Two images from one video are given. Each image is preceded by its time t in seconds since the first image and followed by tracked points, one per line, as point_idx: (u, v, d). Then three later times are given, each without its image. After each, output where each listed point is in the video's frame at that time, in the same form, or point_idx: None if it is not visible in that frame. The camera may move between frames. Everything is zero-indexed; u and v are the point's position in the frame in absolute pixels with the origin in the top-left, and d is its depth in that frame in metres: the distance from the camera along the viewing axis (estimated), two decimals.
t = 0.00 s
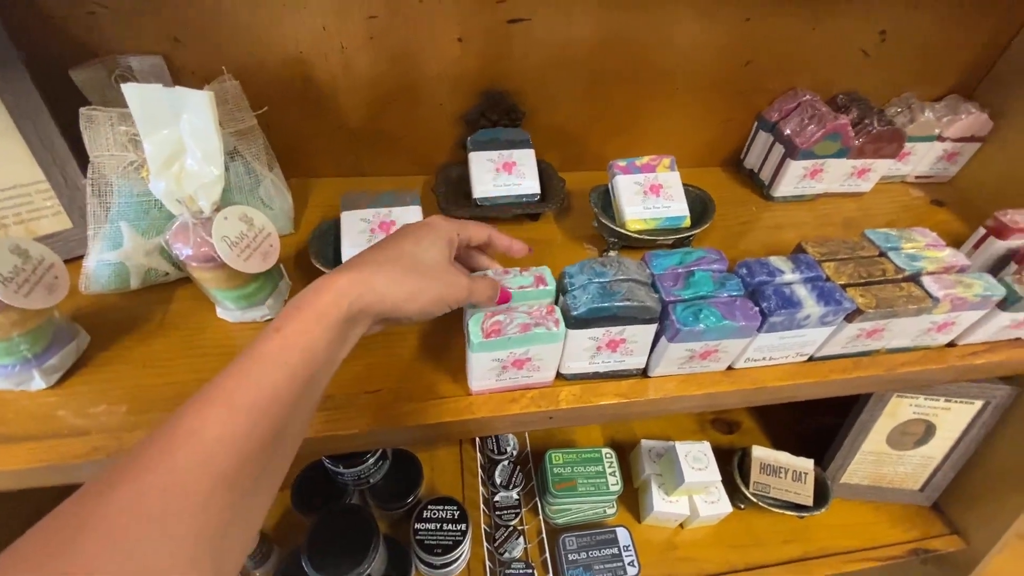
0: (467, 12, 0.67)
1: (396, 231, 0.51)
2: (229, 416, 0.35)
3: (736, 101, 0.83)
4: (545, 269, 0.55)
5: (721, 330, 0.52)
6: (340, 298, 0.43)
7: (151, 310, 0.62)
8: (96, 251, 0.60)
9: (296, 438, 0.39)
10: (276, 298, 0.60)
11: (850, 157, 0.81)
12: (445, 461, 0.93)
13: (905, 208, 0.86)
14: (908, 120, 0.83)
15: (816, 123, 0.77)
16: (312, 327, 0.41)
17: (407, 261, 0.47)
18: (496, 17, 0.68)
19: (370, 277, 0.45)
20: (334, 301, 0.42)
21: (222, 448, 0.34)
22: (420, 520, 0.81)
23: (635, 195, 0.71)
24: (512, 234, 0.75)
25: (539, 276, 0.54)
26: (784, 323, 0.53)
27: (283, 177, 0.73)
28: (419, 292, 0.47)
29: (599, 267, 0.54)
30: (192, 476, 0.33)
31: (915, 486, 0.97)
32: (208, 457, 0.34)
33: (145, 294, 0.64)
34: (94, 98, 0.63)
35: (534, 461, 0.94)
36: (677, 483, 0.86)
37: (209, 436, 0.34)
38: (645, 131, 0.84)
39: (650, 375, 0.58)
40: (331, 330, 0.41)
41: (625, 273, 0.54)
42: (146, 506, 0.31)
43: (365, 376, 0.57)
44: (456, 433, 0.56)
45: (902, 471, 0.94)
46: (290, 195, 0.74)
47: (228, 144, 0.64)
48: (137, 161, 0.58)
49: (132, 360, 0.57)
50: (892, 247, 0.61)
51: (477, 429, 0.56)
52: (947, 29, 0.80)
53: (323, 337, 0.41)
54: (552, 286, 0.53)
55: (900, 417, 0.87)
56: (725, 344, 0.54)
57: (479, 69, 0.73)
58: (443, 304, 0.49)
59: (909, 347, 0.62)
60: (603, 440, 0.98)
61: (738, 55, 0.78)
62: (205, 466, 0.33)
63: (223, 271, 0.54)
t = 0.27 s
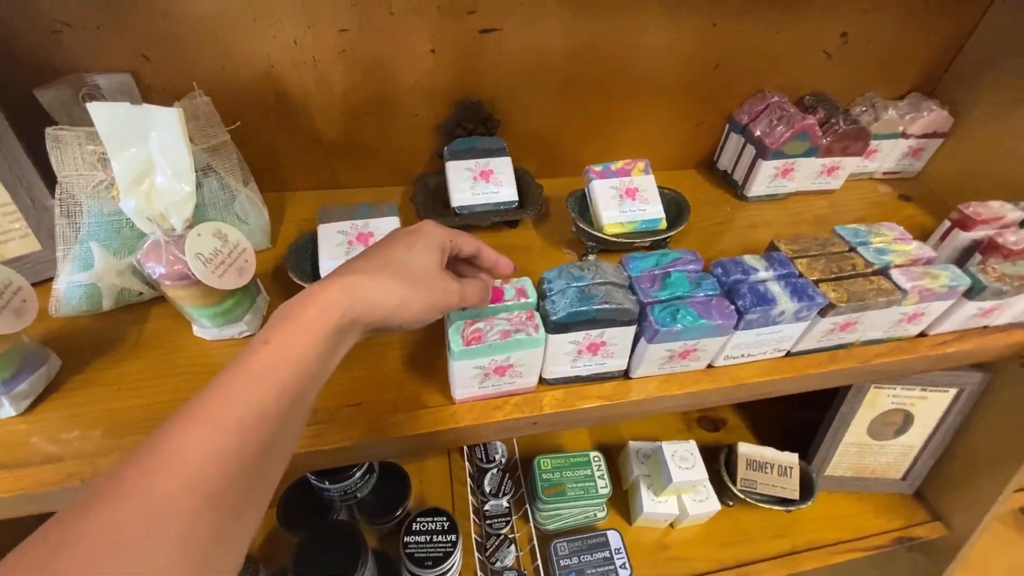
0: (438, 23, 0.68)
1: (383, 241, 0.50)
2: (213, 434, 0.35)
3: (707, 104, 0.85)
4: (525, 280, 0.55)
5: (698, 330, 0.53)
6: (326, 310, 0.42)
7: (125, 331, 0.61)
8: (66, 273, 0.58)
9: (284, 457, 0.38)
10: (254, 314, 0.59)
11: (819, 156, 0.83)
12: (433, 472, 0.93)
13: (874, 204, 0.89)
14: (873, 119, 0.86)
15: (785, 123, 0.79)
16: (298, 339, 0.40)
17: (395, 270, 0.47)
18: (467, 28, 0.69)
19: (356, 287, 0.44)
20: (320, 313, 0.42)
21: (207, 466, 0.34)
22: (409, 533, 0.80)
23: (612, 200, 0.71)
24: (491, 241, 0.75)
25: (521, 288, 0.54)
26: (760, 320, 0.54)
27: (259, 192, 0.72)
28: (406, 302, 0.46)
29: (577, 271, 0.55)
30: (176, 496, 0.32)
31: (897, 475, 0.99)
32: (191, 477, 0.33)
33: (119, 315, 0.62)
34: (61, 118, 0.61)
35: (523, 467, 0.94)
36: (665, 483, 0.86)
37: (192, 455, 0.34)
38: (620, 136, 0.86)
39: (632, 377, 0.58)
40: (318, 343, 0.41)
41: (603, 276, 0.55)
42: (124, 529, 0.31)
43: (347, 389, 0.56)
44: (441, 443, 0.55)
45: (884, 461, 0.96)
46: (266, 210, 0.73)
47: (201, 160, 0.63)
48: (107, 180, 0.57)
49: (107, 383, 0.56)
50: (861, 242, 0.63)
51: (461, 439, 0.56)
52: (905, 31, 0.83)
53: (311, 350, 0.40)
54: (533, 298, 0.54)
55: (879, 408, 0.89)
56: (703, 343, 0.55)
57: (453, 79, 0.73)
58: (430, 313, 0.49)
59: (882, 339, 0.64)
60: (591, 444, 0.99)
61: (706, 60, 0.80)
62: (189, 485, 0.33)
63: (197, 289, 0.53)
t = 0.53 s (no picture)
0: (397, 44, 0.68)
1: (344, 252, 0.48)
2: (164, 480, 0.33)
3: (669, 115, 0.87)
4: (494, 299, 0.55)
5: (667, 340, 0.53)
6: (292, 332, 0.41)
7: (82, 370, 0.59)
8: (14, 314, 0.55)
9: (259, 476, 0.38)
10: (215, 346, 0.57)
11: (779, 162, 0.85)
12: (415, 495, 0.91)
13: (835, 205, 0.91)
14: (827, 124, 0.88)
15: (744, 131, 0.81)
16: (255, 374, 0.39)
17: (364, 285, 0.45)
18: (428, 48, 0.69)
19: (315, 312, 0.42)
20: (286, 336, 0.41)
21: (159, 514, 0.33)
22: (390, 561, 0.78)
23: (578, 213, 0.72)
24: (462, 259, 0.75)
25: (489, 307, 0.54)
26: (726, 328, 0.55)
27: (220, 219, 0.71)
28: (377, 318, 0.45)
29: (544, 288, 0.55)
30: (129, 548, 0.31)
31: (873, 469, 1.00)
32: (163, 511, 0.33)
33: (75, 354, 0.60)
34: (6, 153, 0.60)
35: (506, 485, 0.93)
36: (647, 492, 0.86)
37: (144, 503, 0.33)
38: (585, 149, 0.86)
39: (605, 391, 0.58)
40: (286, 367, 0.40)
41: (571, 291, 0.54)
42: (92, 574, 0.30)
43: (317, 419, 0.55)
44: (415, 470, 0.54)
45: (859, 456, 0.98)
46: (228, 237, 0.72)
47: (157, 189, 0.61)
48: (56, 216, 0.55)
49: (61, 426, 0.54)
50: (821, 245, 0.64)
51: (436, 464, 0.54)
52: (853, 38, 0.86)
53: (279, 374, 0.39)
54: (502, 316, 0.53)
55: (851, 404, 0.91)
56: (672, 352, 0.55)
57: (416, 99, 0.73)
58: (403, 326, 0.48)
59: (847, 339, 0.65)
60: (573, 457, 0.98)
61: (665, 72, 0.81)
62: (144, 536, 0.32)
63: (154, 324, 0.51)
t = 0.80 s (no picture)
0: (321, 76, 0.67)
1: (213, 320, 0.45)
2: None
3: (606, 133, 0.88)
4: (424, 332, 0.54)
5: (597, 362, 0.53)
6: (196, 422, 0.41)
7: None
8: None
9: (245, 527, 0.42)
10: (135, 396, 0.55)
11: (714, 174, 0.87)
12: (373, 529, 0.89)
13: (773, 214, 0.93)
14: (759, 135, 0.91)
15: (678, 147, 0.83)
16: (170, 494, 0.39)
17: (255, 351, 0.43)
18: (353, 79, 0.69)
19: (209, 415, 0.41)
20: (210, 402, 0.41)
21: None
22: None
23: (517, 235, 0.72)
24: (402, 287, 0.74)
25: (417, 339, 0.53)
26: (656, 346, 0.55)
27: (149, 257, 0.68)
28: (302, 363, 0.44)
29: (473, 316, 0.54)
30: None
31: (828, 468, 1.02)
32: None
33: None
34: None
35: (466, 513, 0.91)
36: (605, 509, 0.86)
37: None
38: (526, 170, 0.87)
39: (543, 415, 0.58)
40: (201, 459, 0.40)
41: (500, 318, 0.54)
42: None
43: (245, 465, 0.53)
44: (348, 511, 0.53)
45: (814, 457, 1.00)
46: (157, 277, 0.69)
47: (75, 235, 0.60)
48: None
49: None
50: (750, 257, 0.65)
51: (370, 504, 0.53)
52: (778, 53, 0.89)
53: (197, 467, 0.40)
54: (430, 349, 0.52)
55: (800, 407, 0.93)
56: (605, 374, 0.55)
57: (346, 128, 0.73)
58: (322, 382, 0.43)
59: (781, 347, 0.66)
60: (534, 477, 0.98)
61: (597, 92, 0.82)
62: None
63: (62, 379, 0.50)
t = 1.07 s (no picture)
0: (176, 109, 0.65)
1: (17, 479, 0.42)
2: None
3: (501, 150, 0.87)
4: (270, 375, 0.51)
5: (458, 392, 0.51)
6: None
7: None
8: None
9: None
10: None
11: (610, 187, 0.87)
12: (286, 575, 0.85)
13: (678, 221, 0.93)
14: (655, 146, 0.92)
15: (569, 161, 0.83)
16: None
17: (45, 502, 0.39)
18: (212, 110, 0.66)
19: None
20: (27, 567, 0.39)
21: None
22: None
23: (400, 261, 0.69)
24: (285, 321, 0.71)
25: (262, 384, 0.50)
26: (522, 370, 0.54)
27: None
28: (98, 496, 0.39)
29: (326, 353, 0.52)
30: None
31: (755, 471, 1.02)
32: None
33: None
34: None
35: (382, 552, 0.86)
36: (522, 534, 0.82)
37: None
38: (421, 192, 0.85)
39: (416, 450, 0.54)
40: None
41: (354, 353, 0.52)
42: None
43: (91, 527, 0.50)
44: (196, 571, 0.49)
45: (739, 461, 0.99)
46: (12, 330, 0.65)
47: None
48: None
49: None
50: (628, 271, 0.65)
51: (221, 561, 0.50)
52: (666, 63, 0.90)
53: None
54: (275, 393, 0.50)
55: (718, 412, 0.93)
56: (472, 403, 0.53)
57: (214, 161, 0.70)
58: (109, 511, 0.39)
59: (668, 358, 0.66)
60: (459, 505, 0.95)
61: (483, 110, 0.81)
62: None
63: None
